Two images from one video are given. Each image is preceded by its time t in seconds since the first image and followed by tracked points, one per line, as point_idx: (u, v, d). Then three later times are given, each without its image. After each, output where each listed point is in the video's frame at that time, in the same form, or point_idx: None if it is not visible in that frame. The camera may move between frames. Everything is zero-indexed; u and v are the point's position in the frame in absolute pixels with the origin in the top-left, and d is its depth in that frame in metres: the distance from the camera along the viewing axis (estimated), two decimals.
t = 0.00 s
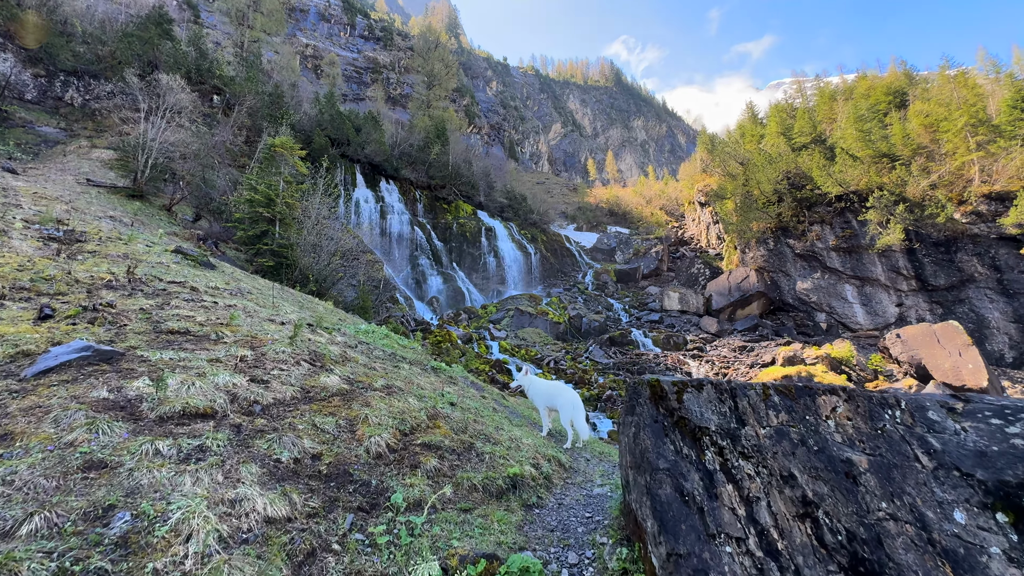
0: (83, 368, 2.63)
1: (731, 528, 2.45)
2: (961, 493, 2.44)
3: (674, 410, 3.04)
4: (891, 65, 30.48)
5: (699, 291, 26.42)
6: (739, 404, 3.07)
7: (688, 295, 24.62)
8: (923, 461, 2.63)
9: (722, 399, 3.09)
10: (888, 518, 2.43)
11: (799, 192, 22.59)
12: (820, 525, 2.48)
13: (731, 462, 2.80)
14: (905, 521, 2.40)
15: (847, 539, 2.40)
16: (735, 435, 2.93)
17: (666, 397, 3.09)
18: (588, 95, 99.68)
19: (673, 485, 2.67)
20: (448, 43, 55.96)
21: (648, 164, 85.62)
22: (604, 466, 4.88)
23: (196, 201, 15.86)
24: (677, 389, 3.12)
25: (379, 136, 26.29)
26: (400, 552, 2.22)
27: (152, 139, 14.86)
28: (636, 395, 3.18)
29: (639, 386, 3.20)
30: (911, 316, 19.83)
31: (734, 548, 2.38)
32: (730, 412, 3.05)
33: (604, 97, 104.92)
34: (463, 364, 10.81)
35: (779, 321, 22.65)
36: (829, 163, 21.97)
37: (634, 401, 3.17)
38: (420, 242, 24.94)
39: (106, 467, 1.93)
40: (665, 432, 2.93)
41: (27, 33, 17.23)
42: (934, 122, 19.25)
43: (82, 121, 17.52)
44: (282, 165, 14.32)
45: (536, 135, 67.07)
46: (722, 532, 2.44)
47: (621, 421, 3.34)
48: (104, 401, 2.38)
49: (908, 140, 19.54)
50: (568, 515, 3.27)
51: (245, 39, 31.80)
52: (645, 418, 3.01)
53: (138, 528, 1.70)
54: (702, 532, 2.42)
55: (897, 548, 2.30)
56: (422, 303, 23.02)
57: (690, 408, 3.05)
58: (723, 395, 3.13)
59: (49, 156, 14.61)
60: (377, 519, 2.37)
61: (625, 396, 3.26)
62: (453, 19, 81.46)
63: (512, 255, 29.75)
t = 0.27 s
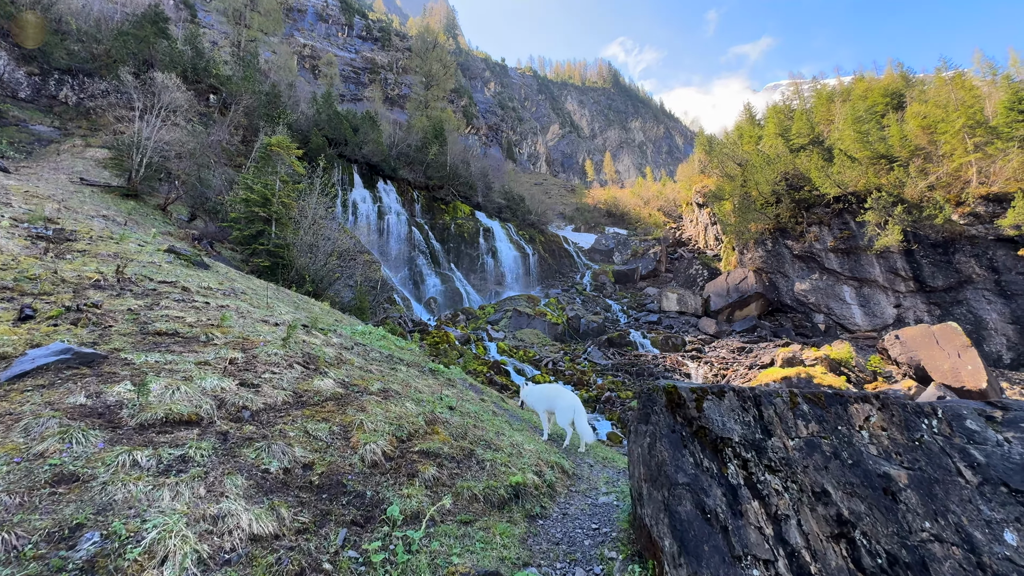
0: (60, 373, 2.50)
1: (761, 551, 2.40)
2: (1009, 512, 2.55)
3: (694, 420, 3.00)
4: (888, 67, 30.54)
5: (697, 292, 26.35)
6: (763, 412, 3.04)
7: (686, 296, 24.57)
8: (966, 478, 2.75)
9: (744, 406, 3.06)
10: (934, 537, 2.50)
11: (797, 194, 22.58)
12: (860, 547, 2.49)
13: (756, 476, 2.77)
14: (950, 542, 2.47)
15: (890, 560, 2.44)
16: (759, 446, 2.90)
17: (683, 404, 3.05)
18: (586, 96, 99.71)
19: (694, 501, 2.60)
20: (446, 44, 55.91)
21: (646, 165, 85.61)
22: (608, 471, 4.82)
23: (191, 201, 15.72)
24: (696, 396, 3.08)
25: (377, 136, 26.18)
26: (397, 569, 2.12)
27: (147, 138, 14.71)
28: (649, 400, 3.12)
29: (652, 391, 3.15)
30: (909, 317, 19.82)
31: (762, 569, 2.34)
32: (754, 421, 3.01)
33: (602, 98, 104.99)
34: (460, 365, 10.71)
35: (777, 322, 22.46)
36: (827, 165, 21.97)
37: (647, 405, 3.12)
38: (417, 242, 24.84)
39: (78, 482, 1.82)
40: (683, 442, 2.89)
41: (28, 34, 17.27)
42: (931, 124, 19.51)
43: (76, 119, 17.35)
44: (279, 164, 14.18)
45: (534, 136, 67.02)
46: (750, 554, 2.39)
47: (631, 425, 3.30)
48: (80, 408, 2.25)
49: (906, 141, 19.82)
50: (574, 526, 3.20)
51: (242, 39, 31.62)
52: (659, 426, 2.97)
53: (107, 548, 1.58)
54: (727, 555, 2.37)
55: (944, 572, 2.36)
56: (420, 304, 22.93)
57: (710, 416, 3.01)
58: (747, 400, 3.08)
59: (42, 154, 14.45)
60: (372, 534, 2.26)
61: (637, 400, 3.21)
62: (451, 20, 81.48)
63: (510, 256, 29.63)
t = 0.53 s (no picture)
0: (34, 374, 2.36)
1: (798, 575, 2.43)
2: None
3: (724, 431, 3.04)
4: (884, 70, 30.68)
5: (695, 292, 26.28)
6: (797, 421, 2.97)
7: (685, 297, 24.52)
8: None
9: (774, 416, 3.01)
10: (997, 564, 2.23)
11: (795, 194, 22.56)
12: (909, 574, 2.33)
13: (792, 493, 2.73)
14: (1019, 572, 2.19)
15: None
16: (795, 459, 2.84)
17: (711, 414, 3.09)
18: (583, 97, 99.76)
19: (725, 520, 2.65)
20: (443, 44, 55.81)
21: (643, 166, 85.67)
22: (613, 478, 4.73)
23: (186, 199, 15.57)
24: (724, 406, 3.10)
25: (374, 135, 26.06)
26: None
27: (141, 135, 14.54)
28: (673, 408, 3.15)
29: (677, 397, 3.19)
30: (906, 318, 19.82)
31: None
32: (789, 432, 2.95)
33: (599, 99, 105.07)
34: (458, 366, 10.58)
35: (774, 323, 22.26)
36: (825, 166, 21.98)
37: (670, 411, 3.15)
38: (415, 243, 24.69)
39: (40, 498, 1.68)
40: (710, 454, 2.95)
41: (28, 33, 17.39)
42: (929, 126, 19.72)
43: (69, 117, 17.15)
44: (275, 163, 14.04)
45: (531, 136, 66.96)
46: None
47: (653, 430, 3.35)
48: (52, 414, 2.11)
49: (903, 142, 19.92)
50: (583, 540, 3.10)
51: (238, 38, 31.44)
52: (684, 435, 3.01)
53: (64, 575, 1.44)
54: None
55: None
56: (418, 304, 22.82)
57: (739, 426, 3.02)
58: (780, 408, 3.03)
59: (34, 152, 14.26)
60: (367, 552, 2.14)
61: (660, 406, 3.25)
62: (448, 20, 81.32)
63: (508, 257, 29.50)
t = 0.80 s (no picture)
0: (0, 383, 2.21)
1: None
2: None
3: (745, 450, 2.77)
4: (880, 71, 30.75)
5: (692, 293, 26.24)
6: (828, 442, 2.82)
7: (681, 297, 24.48)
8: None
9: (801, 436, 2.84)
10: None
11: (791, 195, 22.52)
12: None
13: (823, 522, 2.52)
14: None
15: None
16: (826, 482, 2.67)
17: (728, 431, 2.82)
18: (580, 97, 99.83)
19: (749, 553, 2.36)
20: (440, 43, 55.64)
21: (640, 166, 85.76)
22: (615, 488, 4.63)
23: (179, 198, 15.39)
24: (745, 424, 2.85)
25: (370, 134, 25.91)
26: None
27: (133, 133, 14.36)
28: (688, 423, 2.81)
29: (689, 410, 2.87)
30: (903, 319, 19.84)
31: None
32: (819, 453, 2.78)
33: (596, 99, 105.15)
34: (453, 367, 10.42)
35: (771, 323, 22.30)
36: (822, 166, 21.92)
37: (682, 426, 2.82)
38: (411, 243, 24.52)
39: None
40: (731, 476, 2.65)
41: (28, 34, 17.29)
42: (924, 127, 19.64)
43: (61, 115, 16.92)
44: (269, 161, 13.87)
45: (528, 136, 66.90)
46: None
47: (656, 444, 3.04)
48: (14, 428, 1.95)
49: (899, 143, 19.82)
50: (585, 558, 2.97)
51: (233, 36, 31.21)
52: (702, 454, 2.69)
53: None
54: None
55: None
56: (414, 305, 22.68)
57: (762, 445, 2.77)
58: (808, 427, 2.87)
59: (24, 150, 14.05)
60: None
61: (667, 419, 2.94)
62: (445, 20, 81.17)
63: (504, 257, 29.37)
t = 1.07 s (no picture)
0: None
1: None
2: None
3: (763, 458, 2.69)
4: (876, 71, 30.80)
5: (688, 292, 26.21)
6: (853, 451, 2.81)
7: (678, 296, 24.42)
8: None
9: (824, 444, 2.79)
10: None
11: (788, 194, 22.52)
12: None
13: (852, 539, 2.46)
14: None
15: None
16: (854, 494, 2.62)
17: (743, 436, 2.74)
18: (577, 96, 99.70)
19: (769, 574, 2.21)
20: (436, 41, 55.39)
21: (637, 165, 85.70)
22: (613, 492, 4.52)
23: (171, 195, 15.18)
24: (762, 430, 2.79)
25: (366, 132, 25.73)
26: None
27: (124, 129, 14.16)
28: (698, 427, 2.70)
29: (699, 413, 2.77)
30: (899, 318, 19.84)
31: None
32: (847, 462, 2.76)
33: (593, 98, 105.04)
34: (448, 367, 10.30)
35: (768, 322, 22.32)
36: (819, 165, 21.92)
37: (692, 430, 2.71)
38: (407, 241, 24.36)
39: None
40: (747, 485, 2.55)
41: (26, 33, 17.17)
42: (921, 126, 19.68)
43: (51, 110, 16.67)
44: (262, 157, 13.68)
45: (525, 135, 66.70)
46: None
47: (659, 446, 2.94)
48: None
49: (896, 142, 19.83)
50: (581, 567, 2.86)
51: (228, 32, 30.91)
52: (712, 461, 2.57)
53: None
54: None
55: None
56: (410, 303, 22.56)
57: (781, 453, 2.71)
58: (832, 430, 2.87)
59: (13, 145, 13.82)
60: None
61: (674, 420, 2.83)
62: (442, 18, 80.88)
63: (501, 255, 29.23)
